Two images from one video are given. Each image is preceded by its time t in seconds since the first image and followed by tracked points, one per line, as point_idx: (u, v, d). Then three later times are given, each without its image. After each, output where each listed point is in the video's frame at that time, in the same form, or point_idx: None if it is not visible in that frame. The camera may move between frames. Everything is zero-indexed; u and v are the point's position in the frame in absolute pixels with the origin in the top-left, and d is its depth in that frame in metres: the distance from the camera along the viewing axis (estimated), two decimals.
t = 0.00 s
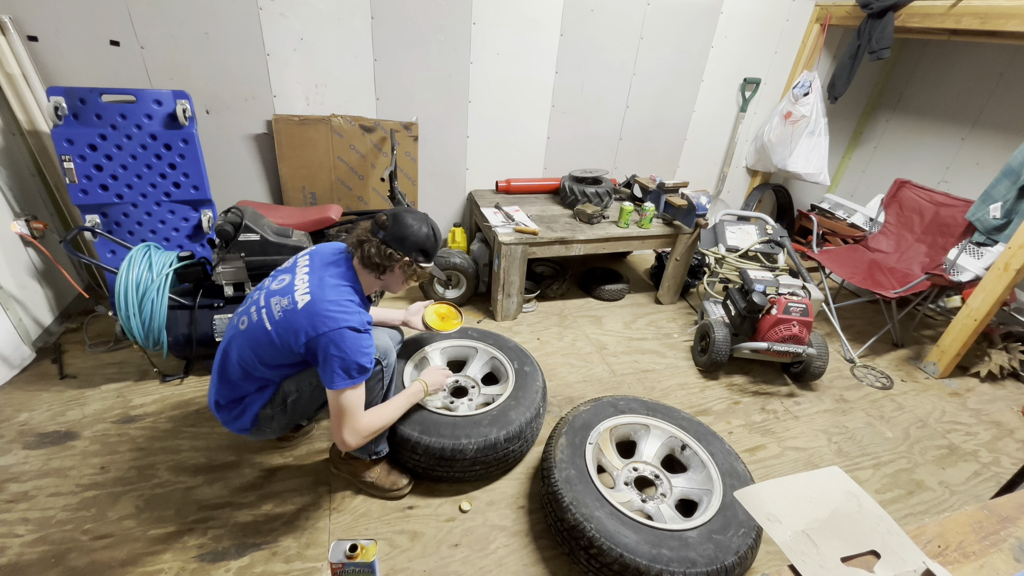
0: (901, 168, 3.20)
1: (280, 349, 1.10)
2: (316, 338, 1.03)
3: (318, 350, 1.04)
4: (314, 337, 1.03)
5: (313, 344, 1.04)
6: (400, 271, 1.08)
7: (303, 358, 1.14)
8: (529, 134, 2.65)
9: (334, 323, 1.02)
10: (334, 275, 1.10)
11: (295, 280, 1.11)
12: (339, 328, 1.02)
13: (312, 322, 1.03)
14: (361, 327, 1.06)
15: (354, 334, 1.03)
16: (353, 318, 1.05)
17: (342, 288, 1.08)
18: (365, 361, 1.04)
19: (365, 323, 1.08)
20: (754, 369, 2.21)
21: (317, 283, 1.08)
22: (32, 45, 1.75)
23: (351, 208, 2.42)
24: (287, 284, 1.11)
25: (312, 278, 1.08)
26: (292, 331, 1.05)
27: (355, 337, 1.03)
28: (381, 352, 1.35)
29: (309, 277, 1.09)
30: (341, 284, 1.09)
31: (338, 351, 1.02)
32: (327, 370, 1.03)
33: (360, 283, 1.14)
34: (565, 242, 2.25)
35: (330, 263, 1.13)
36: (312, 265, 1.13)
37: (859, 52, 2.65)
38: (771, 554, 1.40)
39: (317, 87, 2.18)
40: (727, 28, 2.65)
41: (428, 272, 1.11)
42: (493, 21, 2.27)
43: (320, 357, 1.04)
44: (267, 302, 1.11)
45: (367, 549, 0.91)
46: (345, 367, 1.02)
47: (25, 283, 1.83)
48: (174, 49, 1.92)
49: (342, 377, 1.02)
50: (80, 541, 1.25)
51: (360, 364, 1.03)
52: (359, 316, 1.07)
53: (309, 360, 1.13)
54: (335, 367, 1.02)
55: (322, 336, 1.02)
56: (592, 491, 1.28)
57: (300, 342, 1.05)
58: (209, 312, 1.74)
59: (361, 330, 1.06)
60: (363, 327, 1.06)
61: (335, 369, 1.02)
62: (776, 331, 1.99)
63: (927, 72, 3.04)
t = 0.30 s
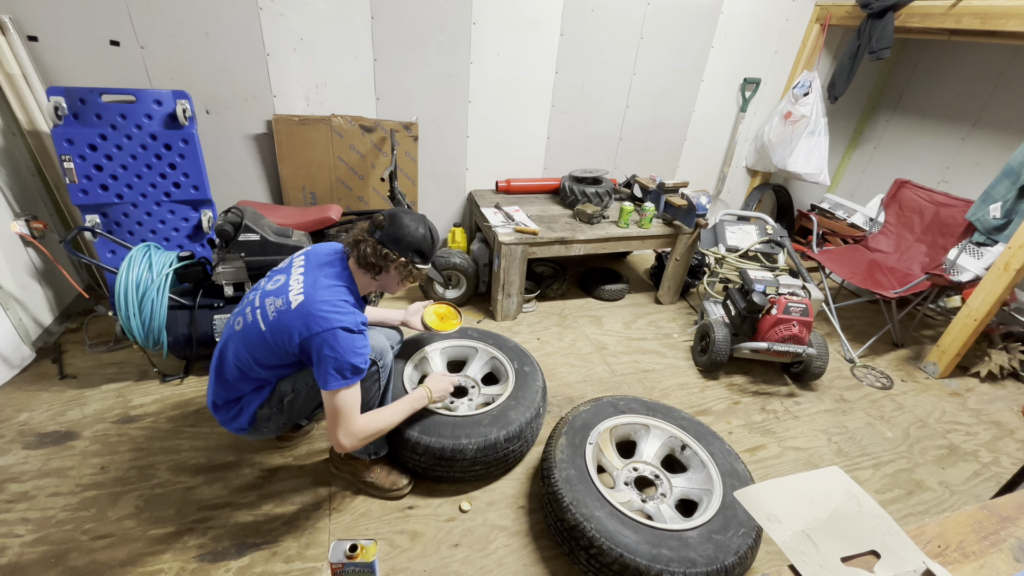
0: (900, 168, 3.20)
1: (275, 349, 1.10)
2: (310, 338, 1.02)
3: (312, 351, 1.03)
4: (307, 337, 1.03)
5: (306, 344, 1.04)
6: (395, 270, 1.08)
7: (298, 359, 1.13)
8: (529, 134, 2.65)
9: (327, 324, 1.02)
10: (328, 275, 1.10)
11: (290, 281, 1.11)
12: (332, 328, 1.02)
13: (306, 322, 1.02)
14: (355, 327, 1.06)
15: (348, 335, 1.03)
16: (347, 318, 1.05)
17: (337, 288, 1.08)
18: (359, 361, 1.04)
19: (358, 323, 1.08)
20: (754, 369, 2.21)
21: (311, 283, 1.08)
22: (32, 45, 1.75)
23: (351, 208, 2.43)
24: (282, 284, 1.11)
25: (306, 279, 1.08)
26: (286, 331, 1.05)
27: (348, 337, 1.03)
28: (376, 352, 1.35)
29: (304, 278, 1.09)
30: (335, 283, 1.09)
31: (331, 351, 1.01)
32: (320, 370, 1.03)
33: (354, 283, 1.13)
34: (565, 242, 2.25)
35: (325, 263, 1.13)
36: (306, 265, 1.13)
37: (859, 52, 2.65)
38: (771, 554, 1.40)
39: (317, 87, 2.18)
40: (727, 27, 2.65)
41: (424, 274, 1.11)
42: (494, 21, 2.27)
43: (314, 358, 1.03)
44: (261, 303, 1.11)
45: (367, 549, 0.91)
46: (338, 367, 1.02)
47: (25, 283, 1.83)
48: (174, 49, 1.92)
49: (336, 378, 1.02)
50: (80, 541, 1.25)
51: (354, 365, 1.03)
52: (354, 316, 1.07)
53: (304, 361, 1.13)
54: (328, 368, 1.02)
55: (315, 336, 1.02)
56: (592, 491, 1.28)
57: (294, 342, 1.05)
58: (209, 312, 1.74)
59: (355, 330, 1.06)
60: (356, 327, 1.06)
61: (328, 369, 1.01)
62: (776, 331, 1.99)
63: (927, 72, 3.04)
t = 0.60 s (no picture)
0: (900, 168, 3.20)
1: (279, 350, 1.10)
2: (315, 339, 1.02)
3: (317, 351, 1.03)
4: (312, 337, 1.02)
5: (311, 345, 1.04)
6: (399, 273, 1.08)
7: (302, 359, 1.13)
8: (528, 134, 2.65)
9: (332, 324, 1.02)
10: (333, 275, 1.10)
11: (293, 281, 1.10)
12: (337, 328, 1.02)
13: (310, 323, 1.02)
14: (360, 328, 1.06)
15: (352, 335, 1.03)
16: (352, 319, 1.05)
17: (341, 289, 1.08)
18: (364, 362, 1.04)
19: (363, 324, 1.08)
20: (754, 369, 2.21)
21: (315, 284, 1.08)
22: (32, 45, 1.75)
23: (351, 208, 2.43)
24: (285, 285, 1.11)
25: (311, 280, 1.08)
26: (291, 331, 1.04)
27: (353, 338, 1.03)
28: (381, 352, 1.35)
29: (308, 279, 1.09)
30: (340, 284, 1.09)
31: (336, 351, 1.01)
32: (326, 371, 1.03)
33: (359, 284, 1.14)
34: (565, 242, 2.25)
35: (329, 264, 1.13)
36: (310, 266, 1.13)
37: (859, 52, 2.65)
38: (771, 554, 1.40)
39: (317, 87, 2.18)
40: (727, 27, 2.65)
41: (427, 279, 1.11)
42: (494, 21, 2.27)
43: (319, 358, 1.03)
44: (265, 304, 1.11)
45: (367, 549, 0.91)
46: (344, 367, 1.02)
47: (25, 283, 1.83)
48: (174, 49, 1.92)
49: (340, 378, 1.02)
50: (80, 541, 1.25)
51: (359, 365, 1.03)
52: (358, 317, 1.07)
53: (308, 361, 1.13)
54: (333, 368, 1.02)
55: (321, 337, 1.02)
56: (592, 491, 1.28)
57: (299, 343, 1.04)
58: (209, 311, 1.74)
59: (360, 331, 1.06)
60: (361, 328, 1.06)
61: (334, 370, 1.02)
62: (776, 331, 1.99)
63: (927, 72, 3.04)
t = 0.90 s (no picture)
0: (900, 168, 3.20)
1: (281, 349, 1.10)
2: (317, 338, 1.02)
3: (319, 350, 1.03)
4: (315, 337, 1.02)
5: (314, 344, 1.04)
6: (402, 273, 1.08)
7: (304, 359, 1.14)
8: (528, 134, 2.65)
9: (335, 323, 1.02)
10: (335, 275, 1.10)
11: (295, 281, 1.10)
12: (340, 328, 1.02)
13: (313, 322, 1.02)
14: (362, 328, 1.06)
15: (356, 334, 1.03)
16: (355, 319, 1.05)
17: (344, 288, 1.09)
18: (367, 362, 1.04)
19: (366, 324, 1.08)
20: (754, 369, 2.21)
21: (317, 283, 1.08)
22: (32, 45, 1.75)
23: (351, 208, 2.43)
24: (288, 284, 1.11)
25: (313, 279, 1.08)
26: (293, 331, 1.04)
27: (355, 337, 1.03)
28: (381, 352, 1.36)
29: (310, 278, 1.09)
30: (342, 283, 1.09)
31: (338, 351, 1.01)
32: (327, 370, 1.02)
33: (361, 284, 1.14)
34: (565, 242, 2.25)
35: (331, 264, 1.13)
36: (312, 266, 1.13)
37: (859, 52, 2.65)
38: (771, 554, 1.40)
39: (317, 87, 2.18)
40: (727, 27, 2.65)
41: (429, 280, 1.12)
42: (494, 21, 2.27)
43: (321, 357, 1.03)
44: (267, 303, 1.11)
45: (367, 549, 0.91)
46: (346, 367, 1.02)
47: (25, 283, 1.83)
48: (174, 49, 1.92)
49: (343, 377, 1.02)
50: (80, 541, 1.25)
51: (362, 364, 1.03)
52: (361, 316, 1.08)
53: (309, 361, 1.13)
54: (336, 367, 1.02)
55: (323, 336, 1.02)
56: (593, 491, 1.28)
57: (301, 342, 1.04)
58: (209, 312, 1.74)
59: (362, 330, 1.06)
60: (364, 327, 1.06)
61: (336, 369, 1.02)
62: (776, 331, 1.99)
63: (927, 72, 3.04)
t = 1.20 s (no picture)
0: (901, 168, 3.20)
1: (278, 348, 1.10)
2: (314, 335, 1.02)
3: (317, 347, 1.03)
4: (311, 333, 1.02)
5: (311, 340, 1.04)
6: (390, 256, 1.07)
7: (302, 357, 1.14)
8: (529, 134, 2.65)
9: (332, 319, 1.02)
10: (329, 269, 1.09)
11: (288, 278, 1.10)
12: (335, 323, 1.02)
13: (308, 318, 1.02)
14: (358, 322, 1.06)
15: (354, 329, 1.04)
16: (351, 313, 1.05)
17: (339, 283, 1.08)
18: (365, 356, 1.04)
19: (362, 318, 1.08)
20: (754, 369, 2.21)
21: (310, 279, 1.07)
22: (32, 45, 1.76)
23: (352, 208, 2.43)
24: (280, 282, 1.11)
25: (305, 275, 1.08)
26: (289, 328, 1.04)
27: (352, 332, 1.03)
28: (381, 350, 1.34)
29: (302, 274, 1.08)
30: (336, 277, 1.09)
31: (336, 346, 1.01)
32: (325, 366, 1.03)
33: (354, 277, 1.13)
34: (565, 242, 2.25)
35: (322, 258, 1.12)
36: (304, 262, 1.12)
37: (859, 52, 2.65)
38: (771, 554, 1.40)
39: (317, 87, 2.18)
40: (727, 27, 2.65)
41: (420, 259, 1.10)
42: (493, 21, 2.27)
43: (318, 354, 1.03)
44: (262, 302, 1.11)
45: (367, 549, 0.91)
46: (344, 362, 1.02)
47: (25, 283, 1.83)
48: (174, 49, 1.92)
49: (341, 373, 1.02)
50: (80, 541, 1.25)
51: (360, 359, 1.03)
52: (356, 309, 1.08)
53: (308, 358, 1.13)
54: (334, 363, 1.02)
55: (319, 333, 1.02)
56: (593, 491, 1.28)
57: (297, 340, 1.04)
58: (209, 312, 1.73)
59: (358, 325, 1.06)
60: (359, 322, 1.06)
61: (334, 365, 1.02)
62: (776, 331, 1.99)
63: (927, 72, 3.04)
